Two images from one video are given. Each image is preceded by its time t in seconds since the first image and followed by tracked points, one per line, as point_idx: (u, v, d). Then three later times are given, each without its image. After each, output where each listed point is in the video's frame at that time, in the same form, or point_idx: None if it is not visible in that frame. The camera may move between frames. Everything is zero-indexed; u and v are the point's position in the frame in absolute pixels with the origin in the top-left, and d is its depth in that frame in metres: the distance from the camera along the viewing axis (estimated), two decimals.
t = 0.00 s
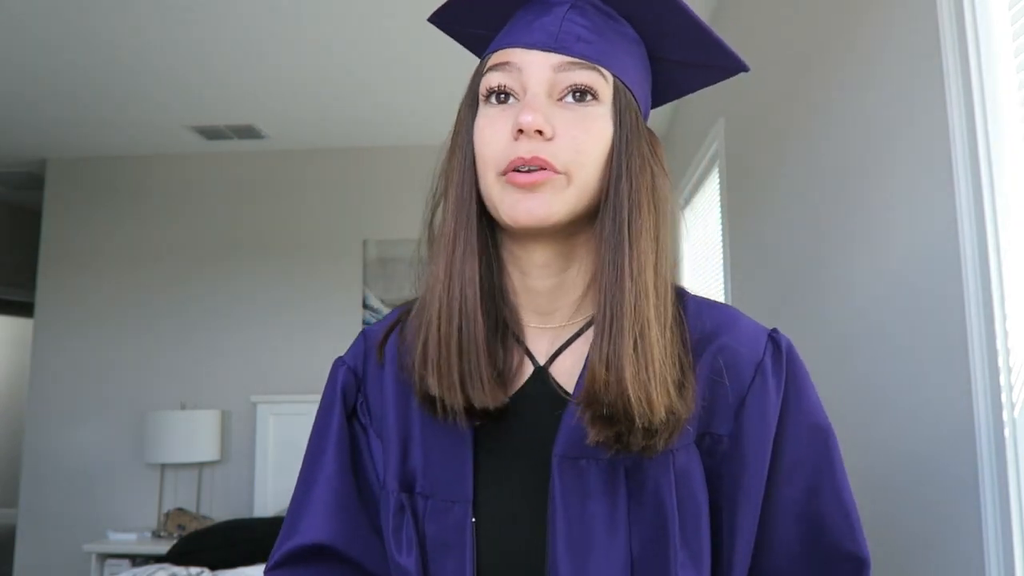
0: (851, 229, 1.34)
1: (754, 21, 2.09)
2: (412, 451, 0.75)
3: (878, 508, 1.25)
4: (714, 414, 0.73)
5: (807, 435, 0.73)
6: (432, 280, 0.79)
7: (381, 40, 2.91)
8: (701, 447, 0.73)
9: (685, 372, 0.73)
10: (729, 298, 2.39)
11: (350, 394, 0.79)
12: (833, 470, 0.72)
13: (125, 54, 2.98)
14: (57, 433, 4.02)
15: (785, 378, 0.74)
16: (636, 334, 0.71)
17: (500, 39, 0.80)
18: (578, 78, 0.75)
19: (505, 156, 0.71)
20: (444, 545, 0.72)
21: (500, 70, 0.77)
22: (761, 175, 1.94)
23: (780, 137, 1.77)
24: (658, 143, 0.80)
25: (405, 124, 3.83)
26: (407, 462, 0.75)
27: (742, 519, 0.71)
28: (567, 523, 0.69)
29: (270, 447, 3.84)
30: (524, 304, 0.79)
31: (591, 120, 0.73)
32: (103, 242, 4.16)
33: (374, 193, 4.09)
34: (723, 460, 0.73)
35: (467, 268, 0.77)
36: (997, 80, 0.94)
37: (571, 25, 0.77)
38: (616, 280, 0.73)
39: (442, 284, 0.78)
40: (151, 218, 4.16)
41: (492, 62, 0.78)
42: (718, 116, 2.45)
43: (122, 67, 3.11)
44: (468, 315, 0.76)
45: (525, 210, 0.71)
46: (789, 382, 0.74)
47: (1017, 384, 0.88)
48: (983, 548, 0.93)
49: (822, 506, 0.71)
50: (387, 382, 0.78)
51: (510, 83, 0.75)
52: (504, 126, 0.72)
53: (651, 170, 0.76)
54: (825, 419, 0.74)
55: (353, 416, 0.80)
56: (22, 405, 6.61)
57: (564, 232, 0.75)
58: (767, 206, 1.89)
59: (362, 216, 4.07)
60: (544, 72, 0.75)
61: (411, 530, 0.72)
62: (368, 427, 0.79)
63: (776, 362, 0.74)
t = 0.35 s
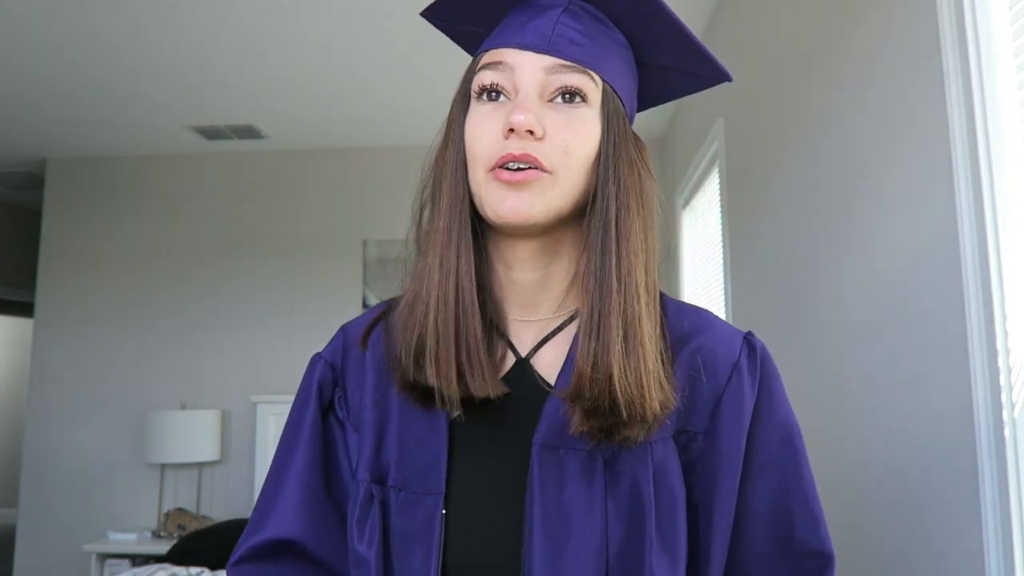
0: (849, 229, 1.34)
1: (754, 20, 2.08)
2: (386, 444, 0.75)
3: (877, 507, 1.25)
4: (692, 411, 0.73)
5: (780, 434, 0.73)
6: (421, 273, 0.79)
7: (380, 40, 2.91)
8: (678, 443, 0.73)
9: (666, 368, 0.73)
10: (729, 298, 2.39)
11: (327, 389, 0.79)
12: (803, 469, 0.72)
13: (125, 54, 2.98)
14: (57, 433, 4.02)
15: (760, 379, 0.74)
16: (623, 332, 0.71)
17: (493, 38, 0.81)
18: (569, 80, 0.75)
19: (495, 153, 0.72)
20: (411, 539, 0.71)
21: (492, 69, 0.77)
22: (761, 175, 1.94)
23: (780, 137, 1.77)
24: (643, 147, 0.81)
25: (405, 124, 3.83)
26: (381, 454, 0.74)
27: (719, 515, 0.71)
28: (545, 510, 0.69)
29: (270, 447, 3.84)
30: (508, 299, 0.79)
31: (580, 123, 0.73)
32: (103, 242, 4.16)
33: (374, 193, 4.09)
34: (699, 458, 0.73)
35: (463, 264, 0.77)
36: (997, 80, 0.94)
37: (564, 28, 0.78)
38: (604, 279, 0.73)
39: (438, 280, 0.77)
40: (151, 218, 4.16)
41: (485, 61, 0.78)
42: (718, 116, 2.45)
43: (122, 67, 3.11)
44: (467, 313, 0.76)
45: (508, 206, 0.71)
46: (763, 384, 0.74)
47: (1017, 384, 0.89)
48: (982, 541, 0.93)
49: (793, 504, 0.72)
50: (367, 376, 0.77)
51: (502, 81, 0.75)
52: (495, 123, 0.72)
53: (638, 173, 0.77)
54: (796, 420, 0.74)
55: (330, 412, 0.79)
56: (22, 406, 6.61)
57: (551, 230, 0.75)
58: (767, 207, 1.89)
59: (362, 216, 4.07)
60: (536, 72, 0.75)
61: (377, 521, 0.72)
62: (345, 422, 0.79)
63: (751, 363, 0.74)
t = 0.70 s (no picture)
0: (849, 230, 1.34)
1: (754, 20, 2.08)
2: (385, 452, 0.75)
3: (876, 506, 1.25)
4: (689, 417, 0.73)
5: (776, 438, 0.74)
6: (421, 282, 0.78)
7: (380, 40, 2.91)
8: (675, 449, 0.74)
9: (662, 377, 0.73)
10: (728, 298, 2.39)
11: (326, 394, 0.78)
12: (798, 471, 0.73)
13: (125, 54, 2.98)
14: (57, 433, 4.02)
15: (755, 384, 0.74)
16: (625, 348, 0.71)
17: (496, 47, 0.79)
18: (572, 96, 0.74)
19: (498, 167, 0.71)
20: (406, 547, 0.71)
21: (495, 80, 0.76)
22: (761, 176, 1.94)
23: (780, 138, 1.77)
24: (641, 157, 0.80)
25: (405, 124, 3.83)
26: (380, 462, 0.75)
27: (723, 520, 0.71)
28: (544, 517, 0.69)
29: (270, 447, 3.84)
30: (505, 307, 0.79)
31: (583, 139, 0.72)
32: (103, 242, 4.16)
33: (374, 193, 4.09)
34: (696, 463, 0.73)
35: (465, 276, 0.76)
36: (997, 80, 0.94)
37: (569, 41, 0.77)
38: (607, 292, 0.73)
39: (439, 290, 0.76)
40: (151, 218, 4.16)
41: (489, 71, 0.77)
42: (718, 116, 2.45)
43: (122, 67, 3.11)
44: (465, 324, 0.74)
45: (515, 219, 0.70)
46: (758, 389, 0.74)
47: (1017, 384, 0.88)
48: (982, 533, 0.93)
49: (789, 507, 0.73)
50: (368, 383, 0.77)
51: (506, 94, 0.74)
52: (498, 137, 0.71)
53: (637, 188, 0.77)
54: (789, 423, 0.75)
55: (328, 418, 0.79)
56: (22, 406, 6.61)
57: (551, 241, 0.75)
58: (767, 207, 1.89)
59: (362, 217, 4.07)
60: (541, 86, 0.74)
61: (373, 528, 0.72)
62: (343, 428, 0.78)
63: (746, 368, 0.74)
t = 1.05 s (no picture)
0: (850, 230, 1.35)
1: (754, 20, 2.08)
2: (405, 461, 0.75)
3: (878, 506, 1.26)
4: (705, 425, 0.74)
5: (793, 443, 0.74)
6: (441, 296, 0.77)
7: (380, 40, 2.91)
8: (692, 458, 0.74)
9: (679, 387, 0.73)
10: (728, 298, 2.40)
11: (345, 404, 0.79)
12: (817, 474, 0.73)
13: (125, 54, 2.98)
14: (57, 433, 4.02)
15: (772, 391, 0.74)
16: (643, 362, 0.71)
17: (509, 58, 0.79)
18: (588, 109, 0.74)
19: (514, 182, 0.71)
20: (429, 557, 0.72)
21: (510, 93, 0.76)
22: (761, 176, 1.94)
23: (781, 138, 1.77)
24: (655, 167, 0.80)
25: (404, 124, 3.83)
26: (401, 469, 0.75)
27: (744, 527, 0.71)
28: (562, 529, 0.70)
29: (270, 447, 3.84)
30: (521, 319, 0.79)
31: (599, 152, 0.72)
32: (102, 242, 4.16)
33: (374, 193, 4.09)
34: (714, 470, 0.73)
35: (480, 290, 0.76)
36: (997, 80, 0.94)
37: (583, 53, 0.77)
38: (627, 305, 0.73)
39: (456, 303, 0.76)
40: (151, 218, 4.16)
41: (503, 83, 0.77)
42: (718, 116, 2.46)
43: (122, 67, 3.11)
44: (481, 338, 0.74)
45: (527, 239, 0.71)
46: (775, 396, 0.75)
47: (1017, 384, 0.89)
48: (981, 525, 0.93)
49: (808, 510, 0.73)
50: (386, 393, 0.77)
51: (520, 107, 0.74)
52: (514, 152, 0.72)
53: (654, 198, 0.77)
54: (805, 428, 0.75)
55: (348, 427, 0.80)
56: (23, 406, 6.61)
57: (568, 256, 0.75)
58: (767, 208, 1.90)
59: (362, 217, 4.07)
60: (555, 98, 0.74)
61: (396, 538, 0.72)
62: (364, 437, 0.79)
63: (762, 375, 0.74)
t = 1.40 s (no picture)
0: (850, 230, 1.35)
1: (754, 20, 2.09)
2: (414, 469, 0.75)
3: (879, 505, 1.26)
4: (718, 432, 0.74)
5: (803, 445, 0.74)
6: (450, 310, 0.77)
7: (381, 40, 2.91)
8: (704, 462, 0.75)
9: (691, 398, 0.74)
10: (728, 298, 2.40)
11: (350, 408, 0.79)
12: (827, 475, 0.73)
13: (126, 54, 2.98)
14: (57, 433, 4.02)
15: (784, 396, 0.75)
16: (655, 380, 0.71)
17: (518, 63, 0.79)
18: (602, 124, 0.73)
19: (524, 200, 0.71)
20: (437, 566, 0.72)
21: (521, 103, 0.75)
22: (762, 176, 1.95)
23: (781, 138, 1.78)
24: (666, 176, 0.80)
25: (404, 124, 3.83)
26: (411, 477, 0.75)
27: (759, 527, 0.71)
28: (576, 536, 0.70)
29: (271, 447, 3.84)
30: (533, 328, 0.79)
31: (610, 169, 0.72)
32: (102, 242, 4.15)
33: (374, 193, 4.09)
34: (727, 474, 0.74)
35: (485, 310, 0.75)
36: (997, 80, 0.94)
37: (598, 62, 0.77)
38: (640, 321, 0.73)
39: (465, 320, 0.75)
40: (151, 218, 4.16)
41: (514, 92, 0.76)
42: (718, 116, 2.46)
43: (122, 67, 3.11)
44: (488, 355, 0.74)
45: (534, 255, 0.71)
46: (787, 400, 0.75)
47: (1017, 384, 0.89)
48: (981, 521, 0.94)
49: (818, 511, 0.73)
50: (397, 400, 0.77)
51: (532, 119, 0.74)
52: (523, 168, 0.71)
53: (666, 211, 0.77)
54: (817, 430, 0.76)
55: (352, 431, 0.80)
56: (23, 405, 6.61)
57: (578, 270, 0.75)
58: (767, 207, 1.90)
59: (362, 216, 4.08)
60: (568, 111, 0.73)
61: (405, 548, 0.73)
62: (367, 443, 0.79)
63: (775, 380, 0.75)
